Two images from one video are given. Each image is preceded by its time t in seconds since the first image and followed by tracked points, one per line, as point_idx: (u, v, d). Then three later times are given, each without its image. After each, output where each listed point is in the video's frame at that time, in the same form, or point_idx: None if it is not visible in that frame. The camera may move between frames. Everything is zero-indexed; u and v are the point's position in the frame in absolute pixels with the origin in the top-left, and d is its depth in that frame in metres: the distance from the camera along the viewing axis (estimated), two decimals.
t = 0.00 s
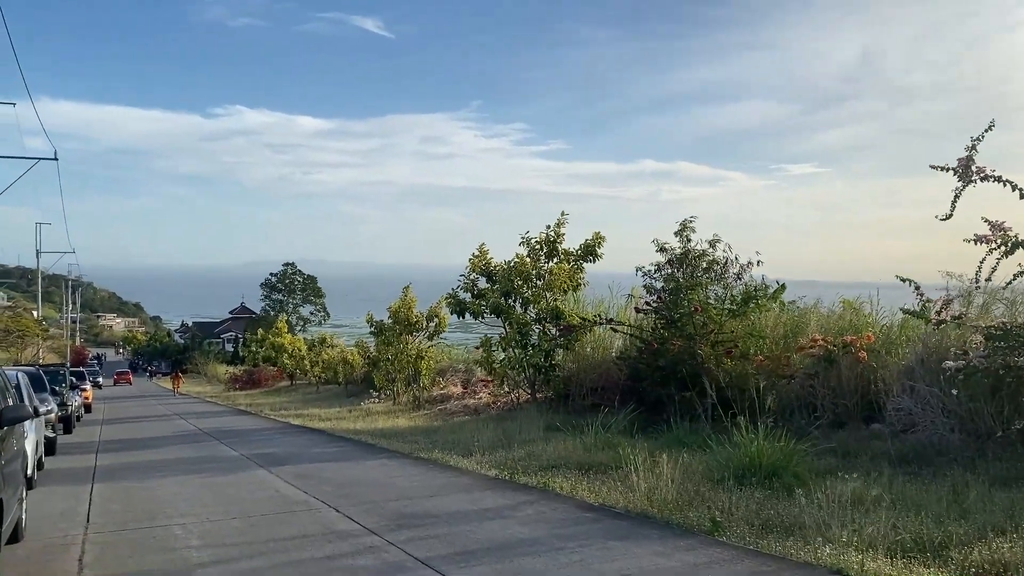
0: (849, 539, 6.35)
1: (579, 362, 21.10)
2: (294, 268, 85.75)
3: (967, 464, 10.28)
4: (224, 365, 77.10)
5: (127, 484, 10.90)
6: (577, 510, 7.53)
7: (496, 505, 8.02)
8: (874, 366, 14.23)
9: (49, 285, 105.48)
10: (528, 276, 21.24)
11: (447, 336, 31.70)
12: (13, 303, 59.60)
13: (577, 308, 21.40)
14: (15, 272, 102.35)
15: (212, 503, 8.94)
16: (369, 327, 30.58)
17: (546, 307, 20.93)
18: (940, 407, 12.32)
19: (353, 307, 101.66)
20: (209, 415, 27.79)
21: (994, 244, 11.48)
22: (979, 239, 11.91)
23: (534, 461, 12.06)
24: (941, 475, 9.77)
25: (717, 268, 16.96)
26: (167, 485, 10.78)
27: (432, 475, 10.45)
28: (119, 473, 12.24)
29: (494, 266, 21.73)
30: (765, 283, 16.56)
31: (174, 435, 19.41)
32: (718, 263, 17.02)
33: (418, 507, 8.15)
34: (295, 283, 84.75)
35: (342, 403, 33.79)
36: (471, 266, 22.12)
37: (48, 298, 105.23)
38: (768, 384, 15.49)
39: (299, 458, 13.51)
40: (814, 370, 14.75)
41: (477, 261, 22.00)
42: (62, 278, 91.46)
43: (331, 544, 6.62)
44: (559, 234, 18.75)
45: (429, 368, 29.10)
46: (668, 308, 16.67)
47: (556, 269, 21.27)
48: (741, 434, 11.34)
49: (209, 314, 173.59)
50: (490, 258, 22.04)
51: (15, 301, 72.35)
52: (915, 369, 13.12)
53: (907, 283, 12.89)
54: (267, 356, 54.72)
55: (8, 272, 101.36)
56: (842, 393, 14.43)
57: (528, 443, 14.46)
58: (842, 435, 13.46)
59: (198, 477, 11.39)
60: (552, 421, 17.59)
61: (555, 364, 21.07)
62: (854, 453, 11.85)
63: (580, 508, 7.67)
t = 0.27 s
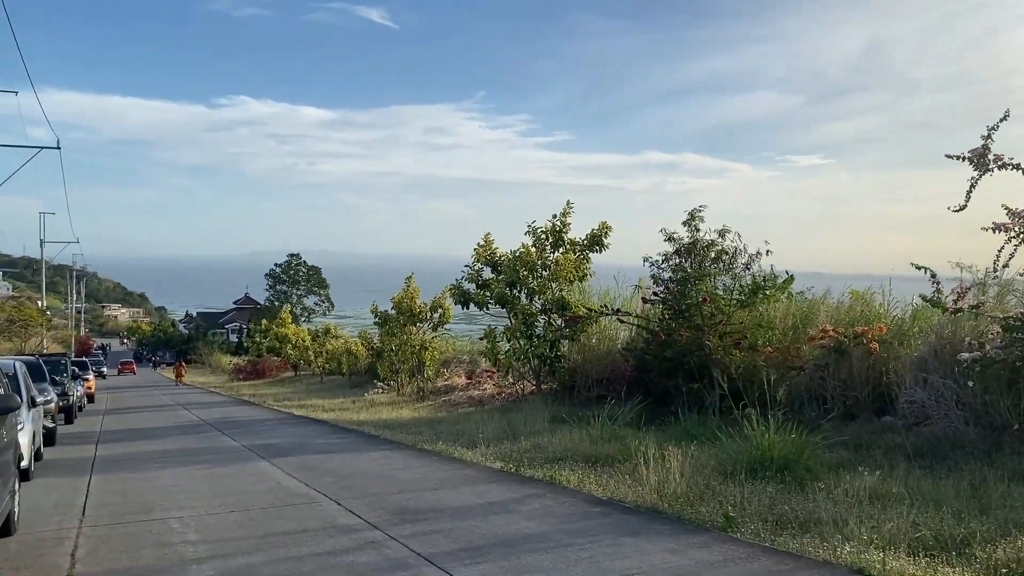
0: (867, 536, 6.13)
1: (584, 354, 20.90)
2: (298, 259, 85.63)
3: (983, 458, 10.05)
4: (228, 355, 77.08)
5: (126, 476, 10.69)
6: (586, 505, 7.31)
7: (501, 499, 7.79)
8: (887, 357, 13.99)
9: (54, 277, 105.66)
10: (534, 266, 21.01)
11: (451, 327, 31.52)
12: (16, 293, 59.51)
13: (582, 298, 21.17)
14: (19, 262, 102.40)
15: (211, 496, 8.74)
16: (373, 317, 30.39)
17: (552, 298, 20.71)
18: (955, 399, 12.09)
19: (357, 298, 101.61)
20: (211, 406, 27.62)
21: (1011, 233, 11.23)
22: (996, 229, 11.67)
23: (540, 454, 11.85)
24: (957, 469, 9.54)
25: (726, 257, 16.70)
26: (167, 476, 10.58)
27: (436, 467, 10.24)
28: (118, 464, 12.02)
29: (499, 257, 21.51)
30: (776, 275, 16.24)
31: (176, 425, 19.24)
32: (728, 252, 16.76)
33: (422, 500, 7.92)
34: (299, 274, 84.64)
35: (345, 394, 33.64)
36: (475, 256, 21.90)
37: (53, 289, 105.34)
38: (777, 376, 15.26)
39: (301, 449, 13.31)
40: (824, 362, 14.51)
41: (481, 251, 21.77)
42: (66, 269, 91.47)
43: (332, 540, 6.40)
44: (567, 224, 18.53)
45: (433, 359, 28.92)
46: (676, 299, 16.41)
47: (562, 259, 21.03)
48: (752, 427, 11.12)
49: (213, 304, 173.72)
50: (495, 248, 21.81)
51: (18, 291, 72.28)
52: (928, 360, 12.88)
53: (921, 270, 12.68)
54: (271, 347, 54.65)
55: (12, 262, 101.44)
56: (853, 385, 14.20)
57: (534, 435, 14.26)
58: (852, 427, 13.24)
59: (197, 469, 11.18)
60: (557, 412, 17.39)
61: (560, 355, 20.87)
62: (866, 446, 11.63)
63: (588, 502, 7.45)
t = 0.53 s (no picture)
0: (881, 524, 5.93)
1: (583, 338, 20.70)
2: (295, 243, 85.29)
3: (993, 443, 9.86)
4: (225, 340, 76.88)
5: (118, 461, 10.49)
6: (588, 491, 7.12)
7: (502, 485, 7.60)
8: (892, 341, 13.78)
9: (51, 260, 105.28)
10: (533, 250, 20.76)
11: (450, 312, 31.31)
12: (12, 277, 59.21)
13: (582, 282, 20.94)
14: (15, 246, 101.99)
15: (204, 481, 8.54)
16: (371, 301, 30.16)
17: (552, 282, 20.48)
18: (962, 383, 11.89)
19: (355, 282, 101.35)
20: (208, 390, 27.42)
21: None
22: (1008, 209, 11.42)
23: (541, 438, 11.65)
24: (966, 454, 9.35)
25: (728, 239, 16.32)
26: (160, 461, 10.38)
27: (434, 452, 10.04)
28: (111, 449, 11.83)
29: (498, 240, 21.25)
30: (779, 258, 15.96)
31: (172, 409, 19.05)
32: (729, 235, 16.38)
33: (420, 486, 7.73)
34: (296, 258, 84.33)
35: (343, 378, 33.48)
36: (474, 240, 21.64)
37: (50, 272, 104.98)
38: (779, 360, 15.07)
39: (298, 434, 13.11)
40: (827, 345, 14.31)
41: (480, 234, 21.51)
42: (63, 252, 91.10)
43: (327, 527, 6.21)
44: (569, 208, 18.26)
45: (431, 344, 28.71)
46: (678, 284, 16.00)
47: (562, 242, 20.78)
48: (756, 411, 10.92)
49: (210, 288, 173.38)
50: (495, 231, 21.55)
51: (14, 275, 71.96)
52: (934, 344, 12.67)
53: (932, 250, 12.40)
54: (268, 331, 54.45)
55: (8, 246, 101.04)
56: (857, 369, 14.00)
57: (534, 420, 14.07)
58: (856, 412, 13.06)
59: (192, 454, 10.98)
60: (557, 396, 17.20)
61: (560, 339, 20.67)
62: (872, 431, 11.44)
63: (591, 488, 7.25)
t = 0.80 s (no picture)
0: (914, 523, 5.66)
1: (585, 328, 20.43)
2: (290, 233, 84.84)
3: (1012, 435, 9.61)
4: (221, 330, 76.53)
5: (114, 457, 10.20)
6: (604, 489, 6.84)
7: (512, 482, 7.32)
8: (903, 331, 13.51)
9: (45, 252, 104.73)
10: (534, 239, 20.44)
11: (448, 302, 31.01)
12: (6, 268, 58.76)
13: (584, 272, 20.64)
14: (9, 237, 101.40)
15: (203, 479, 8.26)
16: (369, 292, 29.83)
17: (554, 271, 20.19)
18: (977, 373, 11.63)
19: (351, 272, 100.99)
20: (205, 381, 27.12)
21: None
22: None
23: (548, 431, 11.38)
24: (987, 446, 9.09)
25: (731, 226, 15.74)
26: (158, 457, 10.10)
27: (440, 447, 9.75)
28: (106, 444, 11.54)
29: (498, 229, 20.91)
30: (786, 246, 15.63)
31: (168, 402, 18.75)
32: (732, 221, 15.76)
33: (428, 484, 7.46)
34: (292, 248, 83.90)
35: (341, 369, 33.22)
36: (474, 229, 21.31)
37: (44, 263, 104.45)
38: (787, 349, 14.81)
39: (297, 428, 12.83)
40: (836, 335, 14.05)
41: (480, 223, 21.18)
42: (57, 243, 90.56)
43: (333, 529, 5.93)
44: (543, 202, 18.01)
45: (430, 334, 28.43)
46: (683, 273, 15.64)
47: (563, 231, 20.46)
48: (767, 403, 10.65)
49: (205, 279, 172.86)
50: (495, 220, 21.22)
51: (8, 266, 71.49)
52: (947, 334, 12.41)
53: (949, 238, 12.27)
54: (265, 321, 54.12)
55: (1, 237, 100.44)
56: (867, 359, 13.73)
57: (539, 412, 13.81)
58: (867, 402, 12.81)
59: (189, 449, 10.70)
60: (560, 387, 16.94)
61: (561, 329, 20.40)
62: (886, 422, 11.19)
63: (606, 486, 6.98)
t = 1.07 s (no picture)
0: (954, 516, 5.41)
1: (589, 319, 20.17)
2: (288, 227, 84.47)
3: None
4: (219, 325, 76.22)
5: (114, 453, 9.93)
6: (625, 483, 6.60)
7: (529, 477, 7.07)
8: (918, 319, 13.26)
9: (42, 247, 104.29)
10: (538, 229, 20.16)
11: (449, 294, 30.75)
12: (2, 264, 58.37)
13: (588, 262, 20.37)
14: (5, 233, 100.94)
15: (207, 475, 8.00)
16: (369, 284, 29.56)
17: (557, 262, 19.92)
18: (996, 361, 11.39)
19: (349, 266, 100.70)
20: (204, 376, 26.84)
21: None
22: None
23: (558, 424, 11.12)
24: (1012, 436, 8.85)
25: (740, 214, 15.42)
26: (159, 453, 9.83)
27: (449, 441, 9.50)
28: (106, 440, 11.27)
29: (500, 219, 20.61)
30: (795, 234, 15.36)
31: (168, 397, 18.48)
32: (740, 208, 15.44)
33: (441, 479, 7.20)
34: (289, 242, 83.54)
35: (341, 362, 32.97)
36: (476, 220, 21.01)
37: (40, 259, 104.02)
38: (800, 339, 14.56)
39: (302, 422, 12.57)
40: (848, 324, 13.81)
41: (482, 214, 20.88)
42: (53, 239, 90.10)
43: (346, 527, 5.68)
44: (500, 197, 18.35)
45: (432, 327, 28.17)
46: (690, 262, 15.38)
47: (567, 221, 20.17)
48: (783, 394, 10.39)
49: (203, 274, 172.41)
50: (497, 211, 20.92)
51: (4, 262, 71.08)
52: (964, 322, 12.17)
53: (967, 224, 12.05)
54: (263, 316, 53.83)
55: None
56: (881, 348, 13.49)
57: (547, 404, 13.56)
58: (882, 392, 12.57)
59: (191, 445, 10.43)
60: (567, 379, 16.69)
61: (566, 321, 20.14)
62: (903, 412, 10.95)
63: (627, 480, 6.73)
